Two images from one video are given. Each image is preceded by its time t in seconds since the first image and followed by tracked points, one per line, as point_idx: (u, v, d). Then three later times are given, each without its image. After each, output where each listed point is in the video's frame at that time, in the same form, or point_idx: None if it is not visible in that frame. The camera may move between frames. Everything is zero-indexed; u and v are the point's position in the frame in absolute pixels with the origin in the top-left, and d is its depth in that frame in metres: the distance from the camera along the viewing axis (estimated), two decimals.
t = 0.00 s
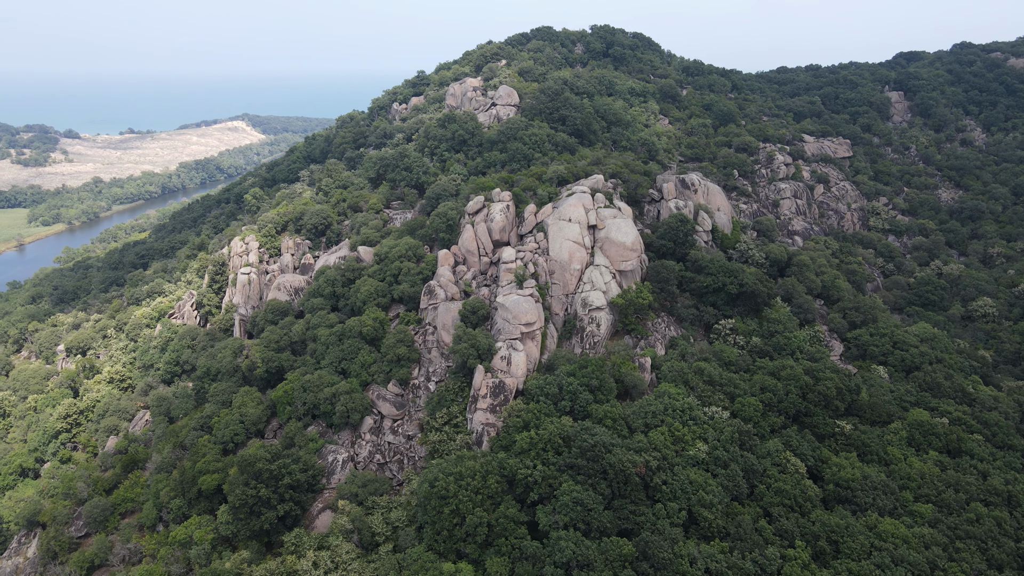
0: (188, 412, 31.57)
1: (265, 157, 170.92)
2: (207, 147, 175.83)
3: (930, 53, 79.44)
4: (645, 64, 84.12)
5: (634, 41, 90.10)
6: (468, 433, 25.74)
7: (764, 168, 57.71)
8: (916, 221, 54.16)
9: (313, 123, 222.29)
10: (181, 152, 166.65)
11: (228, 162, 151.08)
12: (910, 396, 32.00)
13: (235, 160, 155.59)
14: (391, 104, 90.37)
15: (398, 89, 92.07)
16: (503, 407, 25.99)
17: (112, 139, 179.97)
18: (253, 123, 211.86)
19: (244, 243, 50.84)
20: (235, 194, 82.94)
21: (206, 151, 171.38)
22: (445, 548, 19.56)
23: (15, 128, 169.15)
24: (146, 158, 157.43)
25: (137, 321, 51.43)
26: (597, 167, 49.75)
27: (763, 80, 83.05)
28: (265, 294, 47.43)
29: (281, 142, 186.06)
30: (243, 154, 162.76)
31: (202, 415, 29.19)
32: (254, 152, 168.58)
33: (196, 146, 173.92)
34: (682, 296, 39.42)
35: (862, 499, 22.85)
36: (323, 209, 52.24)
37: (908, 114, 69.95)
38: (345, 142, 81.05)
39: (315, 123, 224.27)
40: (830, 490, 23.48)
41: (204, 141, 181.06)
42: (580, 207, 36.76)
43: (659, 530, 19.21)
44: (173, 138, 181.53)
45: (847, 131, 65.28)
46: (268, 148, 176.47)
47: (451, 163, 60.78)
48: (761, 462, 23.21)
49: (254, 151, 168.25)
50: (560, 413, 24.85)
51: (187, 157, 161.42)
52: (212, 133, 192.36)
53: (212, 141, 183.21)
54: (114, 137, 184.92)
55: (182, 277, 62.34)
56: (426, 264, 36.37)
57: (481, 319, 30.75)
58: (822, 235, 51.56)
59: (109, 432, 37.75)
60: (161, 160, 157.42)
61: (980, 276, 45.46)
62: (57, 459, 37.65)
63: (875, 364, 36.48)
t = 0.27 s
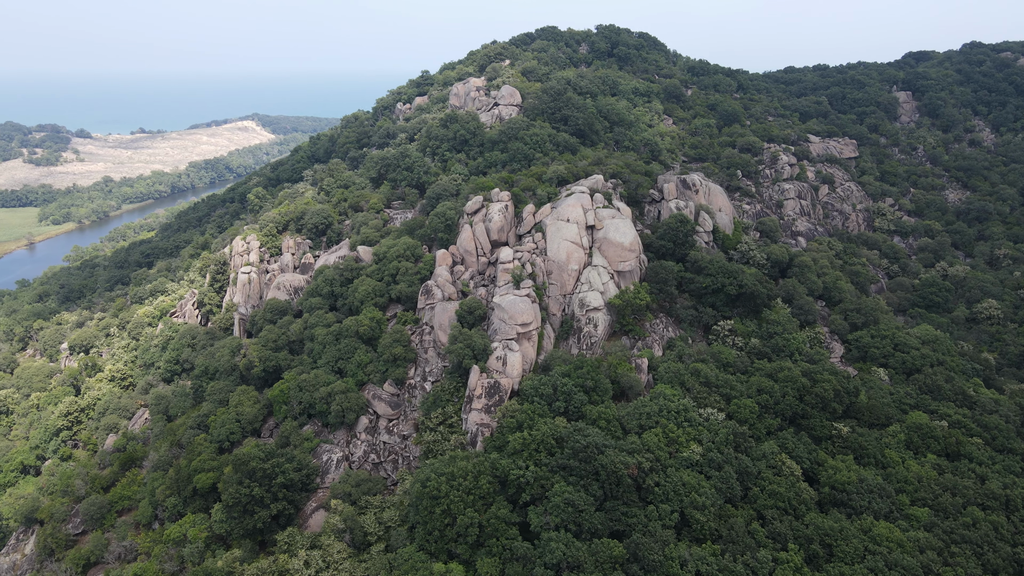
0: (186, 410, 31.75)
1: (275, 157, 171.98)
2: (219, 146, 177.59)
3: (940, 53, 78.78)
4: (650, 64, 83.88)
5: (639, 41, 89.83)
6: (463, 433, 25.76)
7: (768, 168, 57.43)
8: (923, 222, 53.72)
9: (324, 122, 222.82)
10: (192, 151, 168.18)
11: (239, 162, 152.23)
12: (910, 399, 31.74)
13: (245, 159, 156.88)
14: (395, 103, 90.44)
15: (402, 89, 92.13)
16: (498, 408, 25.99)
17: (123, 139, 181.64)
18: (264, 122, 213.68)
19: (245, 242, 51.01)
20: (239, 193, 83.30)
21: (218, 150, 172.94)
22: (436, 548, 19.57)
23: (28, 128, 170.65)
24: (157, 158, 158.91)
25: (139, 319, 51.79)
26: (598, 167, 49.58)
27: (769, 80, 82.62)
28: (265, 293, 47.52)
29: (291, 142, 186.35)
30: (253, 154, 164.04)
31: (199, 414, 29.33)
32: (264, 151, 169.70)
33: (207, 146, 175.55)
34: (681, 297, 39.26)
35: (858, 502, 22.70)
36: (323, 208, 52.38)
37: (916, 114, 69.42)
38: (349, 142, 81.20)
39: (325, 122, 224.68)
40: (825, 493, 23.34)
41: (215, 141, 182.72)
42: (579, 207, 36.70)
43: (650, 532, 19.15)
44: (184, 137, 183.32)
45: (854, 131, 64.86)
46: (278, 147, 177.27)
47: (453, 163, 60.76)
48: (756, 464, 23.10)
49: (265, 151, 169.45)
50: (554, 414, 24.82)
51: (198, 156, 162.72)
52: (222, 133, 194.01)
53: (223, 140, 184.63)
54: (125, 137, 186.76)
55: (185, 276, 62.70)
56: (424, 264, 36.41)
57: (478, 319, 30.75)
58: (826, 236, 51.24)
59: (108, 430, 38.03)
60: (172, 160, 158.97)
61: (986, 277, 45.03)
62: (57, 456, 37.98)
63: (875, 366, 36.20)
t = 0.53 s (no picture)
0: (183, 408, 31.91)
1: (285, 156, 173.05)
2: (230, 145, 179.25)
3: (950, 52, 78.12)
4: (655, 63, 83.65)
5: (645, 40, 89.57)
6: (457, 433, 25.76)
7: (772, 168, 57.12)
8: (929, 223, 53.29)
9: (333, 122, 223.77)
10: (202, 151, 169.77)
11: (248, 161, 153.35)
12: (911, 401, 31.47)
13: (254, 159, 158.06)
14: (399, 103, 90.47)
15: (406, 88, 92.16)
16: (492, 408, 25.96)
17: (134, 138, 183.00)
18: (274, 122, 215.52)
19: (246, 241, 51.19)
20: (244, 192, 83.67)
21: (228, 149, 174.32)
22: (427, 548, 19.58)
23: (40, 128, 172.05)
24: (168, 157, 160.35)
25: (141, 318, 52.11)
26: (598, 167, 49.31)
27: (776, 80, 82.14)
28: (265, 291, 47.63)
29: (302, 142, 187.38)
30: (263, 153, 165.21)
31: (196, 412, 29.48)
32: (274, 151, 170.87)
33: (218, 145, 177.01)
34: (680, 297, 39.09)
35: (853, 505, 22.54)
36: (324, 208, 52.49)
37: (924, 114, 68.88)
38: (353, 141, 81.33)
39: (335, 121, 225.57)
40: (820, 495, 23.21)
41: (225, 140, 184.34)
42: (577, 208, 36.59)
43: (642, 534, 19.10)
44: (195, 137, 185.05)
45: (860, 131, 64.39)
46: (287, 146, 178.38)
47: (454, 163, 60.65)
48: (750, 466, 22.98)
49: (275, 151, 170.67)
50: (548, 415, 24.80)
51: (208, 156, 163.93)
52: (231, 133, 195.04)
53: (233, 140, 185.71)
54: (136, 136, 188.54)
55: (187, 275, 63.04)
56: (422, 264, 36.45)
57: (474, 320, 30.71)
58: (830, 237, 50.91)
59: (108, 428, 38.31)
60: (183, 159, 160.43)
61: (992, 279, 44.60)
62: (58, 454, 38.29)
63: (875, 368, 35.91)
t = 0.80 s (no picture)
0: (181, 407, 32.06)
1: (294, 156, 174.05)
2: (240, 145, 180.67)
3: (959, 52, 77.49)
4: (660, 63, 83.41)
5: (650, 40, 89.28)
6: (452, 433, 25.77)
7: (776, 168, 56.83)
8: (935, 224, 52.89)
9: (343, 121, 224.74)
10: (212, 150, 171.14)
11: (257, 161, 154.41)
12: (911, 404, 31.20)
13: (263, 158, 159.11)
14: (403, 103, 90.49)
15: (410, 88, 92.20)
16: (487, 408, 25.96)
17: (143, 138, 184.34)
18: (284, 122, 217.08)
19: (247, 240, 51.43)
20: (248, 191, 84.04)
21: (238, 148, 175.68)
22: (418, 548, 19.60)
23: (52, 127, 173.61)
24: (178, 156, 161.75)
25: (143, 316, 52.43)
26: (599, 167, 49.08)
27: (782, 79, 81.66)
28: (264, 290, 47.82)
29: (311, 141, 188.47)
30: (273, 152, 166.28)
31: (193, 411, 29.62)
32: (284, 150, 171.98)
33: (228, 144, 178.37)
34: (679, 298, 38.93)
35: (848, 508, 22.39)
36: (325, 207, 52.64)
37: (932, 114, 68.33)
38: (356, 140, 81.43)
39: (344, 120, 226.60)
40: (815, 498, 23.06)
41: (235, 139, 185.70)
42: (575, 208, 36.48)
43: (633, 536, 19.05)
44: (205, 136, 186.63)
45: (867, 131, 63.96)
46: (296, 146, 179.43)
47: (455, 163, 60.61)
48: (744, 468, 22.87)
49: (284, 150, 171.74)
50: (542, 415, 24.77)
51: (218, 155, 165.04)
52: (239, 132, 196.19)
53: (242, 140, 186.76)
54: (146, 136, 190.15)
55: (190, 274, 63.39)
56: (420, 263, 36.50)
57: (471, 319, 30.68)
58: (834, 238, 50.61)
59: (108, 426, 38.59)
60: (193, 158, 161.72)
61: (997, 281, 44.19)
62: (59, 451, 38.59)
63: (876, 370, 35.61)
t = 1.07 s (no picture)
0: (178, 405, 32.27)
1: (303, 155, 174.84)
2: (249, 144, 181.83)
3: (969, 51, 76.77)
4: (665, 63, 83.15)
5: (654, 39, 88.94)
6: (447, 433, 25.79)
7: (780, 169, 56.56)
8: (941, 225, 52.49)
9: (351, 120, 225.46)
10: (222, 149, 172.55)
11: (266, 160, 155.42)
12: (910, 406, 30.93)
13: (272, 157, 160.02)
14: (407, 102, 90.57)
15: (414, 88, 92.30)
16: (481, 408, 25.97)
17: (153, 137, 185.74)
18: (294, 121, 218.42)
19: (248, 239, 51.70)
20: (252, 190, 84.38)
21: (248, 148, 176.80)
22: (409, 548, 19.63)
23: (64, 126, 175.19)
24: (188, 155, 162.93)
25: (145, 315, 52.76)
26: (600, 167, 48.89)
27: (789, 79, 81.18)
28: (264, 289, 48.04)
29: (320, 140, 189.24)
30: (282, 151, 167.17)
31: (190, 409, 29.80)
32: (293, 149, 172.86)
33: (237, 144, 179.54)
34: (678, 298, 38.78)
35: (843, 512, 22.25)
36: (326, 207, 52.79)
37: (940, 114, 67.82)
38: (359, 140, 81.58)
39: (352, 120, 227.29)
40: (810, 501, 22.93)
41: (245, 138, 187.19)
42: (574, 208, 36.39)
43: (623, 538, 19.02)
44: (214, 136, 187.89)
45: (873, 132, 63.54)
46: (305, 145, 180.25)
47: (456, 163, 60.57)
48: (738, 470, 22.75)
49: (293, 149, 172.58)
50: (536, 416, 24.76)
51: (227, 155, 166.04)
52: (248, 131, 197.48)
53: (250, 139, 187.78)
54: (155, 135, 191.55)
55: (192, 273, 63.74)
56: (418, 263, 36.56)
57: (467, 319, 30.67)
58: (838, 239, 50.34)
59: (109, 423, 38.86)
60: (202, 157, 162.90)
61: (1004, 283, 43.76)
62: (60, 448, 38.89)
63: (876, 372, 35.34)
